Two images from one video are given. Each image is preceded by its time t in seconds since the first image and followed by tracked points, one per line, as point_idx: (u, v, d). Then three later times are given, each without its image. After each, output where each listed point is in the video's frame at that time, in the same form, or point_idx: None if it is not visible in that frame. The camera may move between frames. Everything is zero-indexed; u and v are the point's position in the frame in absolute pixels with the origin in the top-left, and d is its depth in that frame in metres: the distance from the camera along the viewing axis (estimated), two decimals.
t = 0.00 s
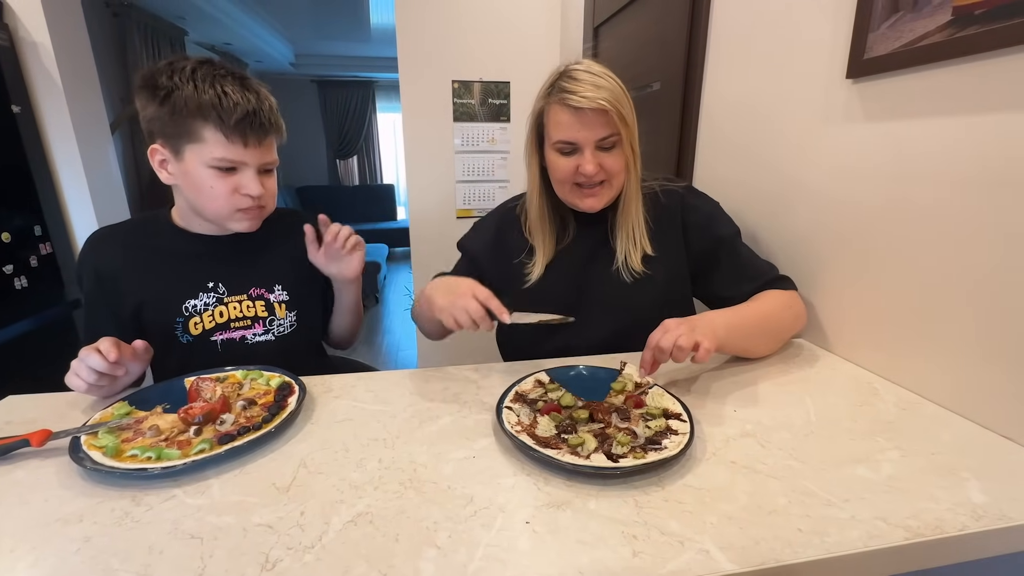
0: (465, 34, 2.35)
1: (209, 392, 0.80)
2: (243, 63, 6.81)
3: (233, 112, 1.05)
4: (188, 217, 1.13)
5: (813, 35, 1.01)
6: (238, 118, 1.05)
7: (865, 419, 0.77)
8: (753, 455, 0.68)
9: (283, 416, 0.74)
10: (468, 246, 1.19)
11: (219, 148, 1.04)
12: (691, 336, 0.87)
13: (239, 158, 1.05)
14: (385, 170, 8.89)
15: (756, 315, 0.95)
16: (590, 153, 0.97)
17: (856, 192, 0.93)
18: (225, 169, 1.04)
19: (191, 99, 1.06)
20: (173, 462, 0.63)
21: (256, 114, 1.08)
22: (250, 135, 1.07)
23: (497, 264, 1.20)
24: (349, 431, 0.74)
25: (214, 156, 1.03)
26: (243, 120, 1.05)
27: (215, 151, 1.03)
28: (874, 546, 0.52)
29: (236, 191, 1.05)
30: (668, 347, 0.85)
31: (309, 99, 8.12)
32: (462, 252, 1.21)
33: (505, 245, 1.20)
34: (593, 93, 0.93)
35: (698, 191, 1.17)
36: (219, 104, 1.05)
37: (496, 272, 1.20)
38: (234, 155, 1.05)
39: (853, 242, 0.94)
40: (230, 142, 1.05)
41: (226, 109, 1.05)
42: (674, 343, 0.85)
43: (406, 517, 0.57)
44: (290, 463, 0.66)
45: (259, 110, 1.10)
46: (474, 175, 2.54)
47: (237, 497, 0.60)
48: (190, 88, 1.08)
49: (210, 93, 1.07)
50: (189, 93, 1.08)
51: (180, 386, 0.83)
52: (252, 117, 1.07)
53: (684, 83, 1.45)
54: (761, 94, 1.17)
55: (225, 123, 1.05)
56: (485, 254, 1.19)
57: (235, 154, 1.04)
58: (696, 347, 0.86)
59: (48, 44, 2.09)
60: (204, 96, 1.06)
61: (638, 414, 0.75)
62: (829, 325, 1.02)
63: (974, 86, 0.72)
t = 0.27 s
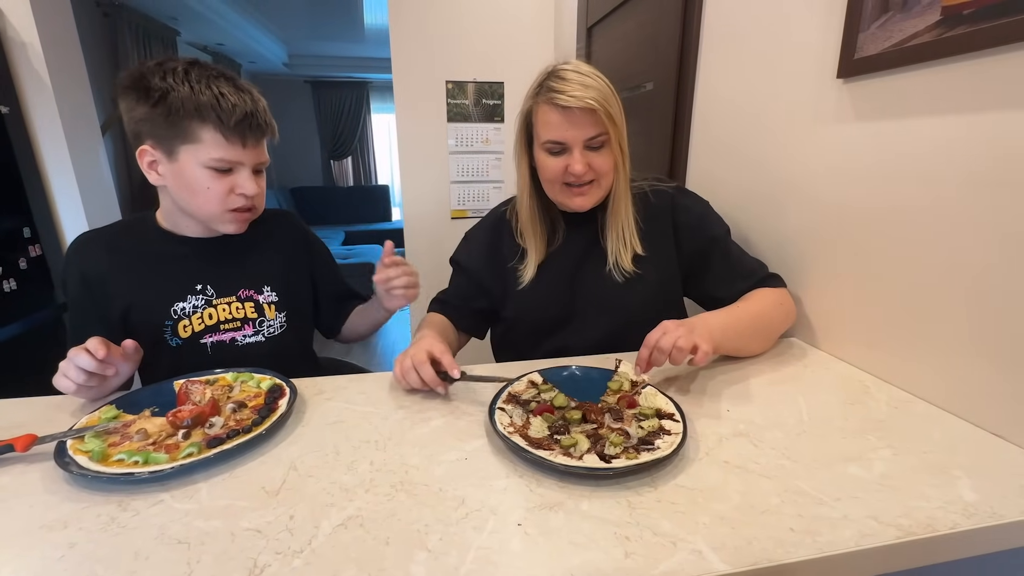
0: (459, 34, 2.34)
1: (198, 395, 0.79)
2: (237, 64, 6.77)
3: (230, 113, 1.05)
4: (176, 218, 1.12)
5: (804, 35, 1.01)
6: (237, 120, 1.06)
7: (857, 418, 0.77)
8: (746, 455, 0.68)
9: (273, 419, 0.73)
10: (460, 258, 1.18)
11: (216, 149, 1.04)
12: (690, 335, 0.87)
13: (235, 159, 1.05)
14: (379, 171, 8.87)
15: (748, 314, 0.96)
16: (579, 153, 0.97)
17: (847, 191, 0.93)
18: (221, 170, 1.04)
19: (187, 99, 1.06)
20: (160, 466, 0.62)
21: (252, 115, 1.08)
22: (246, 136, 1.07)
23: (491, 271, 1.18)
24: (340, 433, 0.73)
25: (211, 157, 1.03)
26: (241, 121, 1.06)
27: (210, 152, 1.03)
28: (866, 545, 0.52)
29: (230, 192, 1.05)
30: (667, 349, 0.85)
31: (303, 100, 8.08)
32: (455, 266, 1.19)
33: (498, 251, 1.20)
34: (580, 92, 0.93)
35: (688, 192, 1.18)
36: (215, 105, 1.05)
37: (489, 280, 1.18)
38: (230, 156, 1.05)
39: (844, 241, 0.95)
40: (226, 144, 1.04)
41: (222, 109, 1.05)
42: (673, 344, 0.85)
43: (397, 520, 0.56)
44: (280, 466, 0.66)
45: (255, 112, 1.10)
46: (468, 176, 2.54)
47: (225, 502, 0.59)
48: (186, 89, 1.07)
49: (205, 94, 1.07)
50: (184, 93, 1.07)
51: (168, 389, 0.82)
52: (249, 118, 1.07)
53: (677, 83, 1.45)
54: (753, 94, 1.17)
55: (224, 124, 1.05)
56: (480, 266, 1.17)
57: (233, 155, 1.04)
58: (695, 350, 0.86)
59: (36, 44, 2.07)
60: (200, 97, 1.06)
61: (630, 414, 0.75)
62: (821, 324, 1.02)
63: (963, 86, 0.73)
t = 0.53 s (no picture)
0: (454, 34, 2.34)
1: (190, 396, 0.79)
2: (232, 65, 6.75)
3: (233, 117, 1.05)
4: (172, 219, 1.11)
5: (797, 35, 1.01)
6: (240, 124, 1.06)
7: (851, 416, 0.77)
8: (740, 453, 0.68)
9: (265, 421, 0.72)
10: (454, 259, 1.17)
11: (217, 152, 1.03)
12: (688, 345, 0.87)
13: (236, 162, 1.05)
14: (376, 172, 8.85)
15: (737, 314, 0.97)
16: (568, 152, 0.97)
17: (841, 190, 0.93)
18: (221, 174, 1.04)
19: (190, 102, 1.05)
20: (151, 468, 0.62)
21: (255, 120, 1.08)
22: (248, 141, 1.07)
23: (484, 272, 1.18)
24: (333, 434, 0.73)
25: (212, 160, 1.03)
26: (244, 126, 1.06)
27: (212, 154, 1.03)
28: (860, 543, 0.52)
29: (230, 194, 1.04)
30: (671, 361, 0.85)
31: (299, 101, 8.06)
32: (447, 267, 1.19)
33: (491, 253, 1.19)
34: (568, 91, 0.93)
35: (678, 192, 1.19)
36: (219, 108, 1.05)
37: (482, 281, 1.18)
38: (232, 159, 1.05)
39: (837, 239, 0.95)
40: (229, 147, 1.04)
41: (226, 113, 1.05)
42: (677, 355, 0.85)
43: (389, 521, 0.56)
44: (273, 468, 0.65)
45: (257, 117, 1.10)
46: (464, 176, 2.54)
47: (217, 504, 0.59)
48: (188, 91, 1.07)
49: (209, 97, 1.07)
50: (186, 95, 1.06)
51: (160, 391, 0.81)
52: (251, 122, 1.08)
53: (671, 82, 1.45)
54: (747, 93, 1.17)
55: (228, 128, 1.04)
56: (473, 267, 1.17)
57: (234, 158, 1.05)
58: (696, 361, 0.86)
59: (29, 45, 2.05)
60: (204, 100, 1.05)
61: (625, 413, 0.75)
62: (815, 323, 1.03)
63: (955, 84, 0.73)
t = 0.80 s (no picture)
0: (452, 35, 2.35)
1: (188, 398, 0.79)
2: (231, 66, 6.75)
3: (226, 120, 1.05)
4: (170, 221, 1.12)
5: (793, 35, 1.02)
6: (232, 128, 1.05)
7: (847, 415, 0.77)
8: (737, 452, 0.68)
9: (264, 422, 0.73)
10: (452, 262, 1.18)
11: (210, 155, 1.03)
12: (684, 347, 0.87)
13: (229, 166, 1.04)
14: (374, 173, 8.86)
15: (732, 314, 0.98)
16: (558, 152, 0.97)
17: (836, 190, 0.94)
18: (214, 177, 1.03)
19: (182, 105, 1.05)
20: (149, 469, 0.62)
21: (248, 122, 1.08)
22: (241, 144, 1.07)
23: (482, 274, 1.18)
24: (331, 435, 0.73)
25: (204, 164, 1.03)
26: (236, 129, 1.05)
27: (205, 158, 1.03)
28: (856, 541, 0.52)
29: (224, 199, 1.04)
30: (669, 363, 0.85)
31: (298, 102, 8.06)
32: (445, 269, 1.20)
33: (489, 254, 1.20)
34: (559, 92, 0.94)
35: (675, 191, 1.20)
36: (210, 111, 1.04)
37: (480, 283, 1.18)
38: (225, 164, 1.04)
39: (833, 239, 0.95)
40: (222, 151, 1.04)
41: (218, 116, 1.04)
42: (674, 358, 0.85)
43: (387, 521, 0.56)
44: (271, 469, 0.65)
45: (251, 120, 1.10)
46: (463, 177, 2.54)
47: (215, 504, 0.59)
48: (180, 94, 1.07)
49: (202, 100, 1.06)
50: (179, 98, 1.06)
51: (159, 393, 0.81)
52: (244, 125, 1.07)
53: (668, 82, 1.45)
54: (743, 93, 1.17)
55: (219, 131, 1.04)
56: (471, 270, 1.17)
57: (228, 161, 1.04)
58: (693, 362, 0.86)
59: (26, 47, 2.05)
60: (196, 103, 1.05)
61: (622, 413, 0.75)
62: (811, 323, 1.03)
63: (949, 84, 0.73)
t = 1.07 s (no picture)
0: (452, 37, 2.36)
1: (191, 400, 0.79)
2: (232, 69, 6.78)
3: (224, 120, 1.06)
4: (180, 224, 1.13)
5: (791, 37, 1.02)
6: (231, 126, 1.07)
7: (846, 415, 0.78)
8: (735, 453, 0.68)
9: (266, 423, 0.73)
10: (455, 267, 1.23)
11: (213, 158, 1.04)
12: (683, 353, 0.87)
13: (232, 166, 1.05)
14: (375, 175, 8.88)
15: (734, 320, 0.98)
16: (523, 151, 1.08)
17: (835, 192, 0.94)
18: (219, 179, 1.04)
19: (178, 109, 1.06)
20: (153, 471, 0.63)
21: (244, 120, 1.09)
22: (240, 142, 1.08)
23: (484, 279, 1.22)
24: (333, 436, 0.74)
25: (209, 166, 1.03)
26: (234, 127, 1.07)
27: (208, 161, 1.04)
28: (853, 540, 0.53)
29: (232, 199, 1.05)
30: (668, 368, 0.85)
31: (299, 104, 8.09)
32: (450, 274, 1.24)
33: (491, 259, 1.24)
34: (520, 96, 1.06)
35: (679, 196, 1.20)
36: (207, 112, 1.05)
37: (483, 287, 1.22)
38: (229, 163, 1.05)
39: (832, 240, 0.96)
40: (223, 151, 1.05)
41: (216, 117, 1.06)
42: (673, 363, 0.85)
43: (388, 522, 0.56)
44: (273, 470, 0.66)
45: (247, 116, 1.11)
46: (463, 179, 2.55)
47: (219, 505, 0.59)
48: (175, 98, 1.07)
49: (197, 101, 1.07)
50: (173, 102, 1.07)
51: (162, 395, 0.82)
52: (241, 123, 1.08)
53: (668, 84, 1.46)
54: (742, 95, 1.18)
55: (218, 131, 1.05)
56: (473, 273, 1.22)
57: (230, 162, 1.05)
58: (693, 368, 0.86)
59: (30, 51, 2.07)
60: (193, 105, 1.06)
61: (622, 414, 0.76)
62: (811, 324, 1.03)
63: (946, 86, 0.74)
